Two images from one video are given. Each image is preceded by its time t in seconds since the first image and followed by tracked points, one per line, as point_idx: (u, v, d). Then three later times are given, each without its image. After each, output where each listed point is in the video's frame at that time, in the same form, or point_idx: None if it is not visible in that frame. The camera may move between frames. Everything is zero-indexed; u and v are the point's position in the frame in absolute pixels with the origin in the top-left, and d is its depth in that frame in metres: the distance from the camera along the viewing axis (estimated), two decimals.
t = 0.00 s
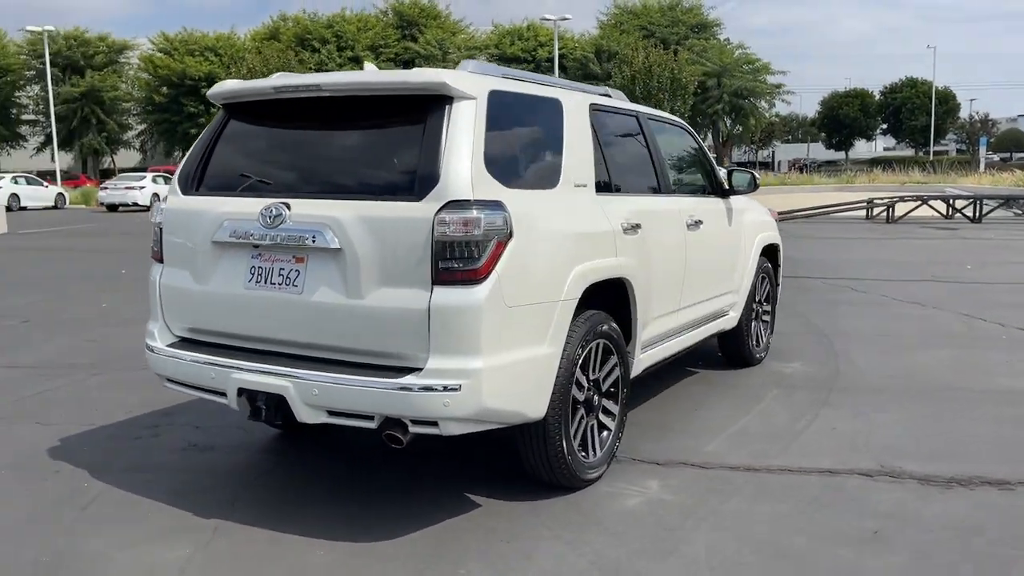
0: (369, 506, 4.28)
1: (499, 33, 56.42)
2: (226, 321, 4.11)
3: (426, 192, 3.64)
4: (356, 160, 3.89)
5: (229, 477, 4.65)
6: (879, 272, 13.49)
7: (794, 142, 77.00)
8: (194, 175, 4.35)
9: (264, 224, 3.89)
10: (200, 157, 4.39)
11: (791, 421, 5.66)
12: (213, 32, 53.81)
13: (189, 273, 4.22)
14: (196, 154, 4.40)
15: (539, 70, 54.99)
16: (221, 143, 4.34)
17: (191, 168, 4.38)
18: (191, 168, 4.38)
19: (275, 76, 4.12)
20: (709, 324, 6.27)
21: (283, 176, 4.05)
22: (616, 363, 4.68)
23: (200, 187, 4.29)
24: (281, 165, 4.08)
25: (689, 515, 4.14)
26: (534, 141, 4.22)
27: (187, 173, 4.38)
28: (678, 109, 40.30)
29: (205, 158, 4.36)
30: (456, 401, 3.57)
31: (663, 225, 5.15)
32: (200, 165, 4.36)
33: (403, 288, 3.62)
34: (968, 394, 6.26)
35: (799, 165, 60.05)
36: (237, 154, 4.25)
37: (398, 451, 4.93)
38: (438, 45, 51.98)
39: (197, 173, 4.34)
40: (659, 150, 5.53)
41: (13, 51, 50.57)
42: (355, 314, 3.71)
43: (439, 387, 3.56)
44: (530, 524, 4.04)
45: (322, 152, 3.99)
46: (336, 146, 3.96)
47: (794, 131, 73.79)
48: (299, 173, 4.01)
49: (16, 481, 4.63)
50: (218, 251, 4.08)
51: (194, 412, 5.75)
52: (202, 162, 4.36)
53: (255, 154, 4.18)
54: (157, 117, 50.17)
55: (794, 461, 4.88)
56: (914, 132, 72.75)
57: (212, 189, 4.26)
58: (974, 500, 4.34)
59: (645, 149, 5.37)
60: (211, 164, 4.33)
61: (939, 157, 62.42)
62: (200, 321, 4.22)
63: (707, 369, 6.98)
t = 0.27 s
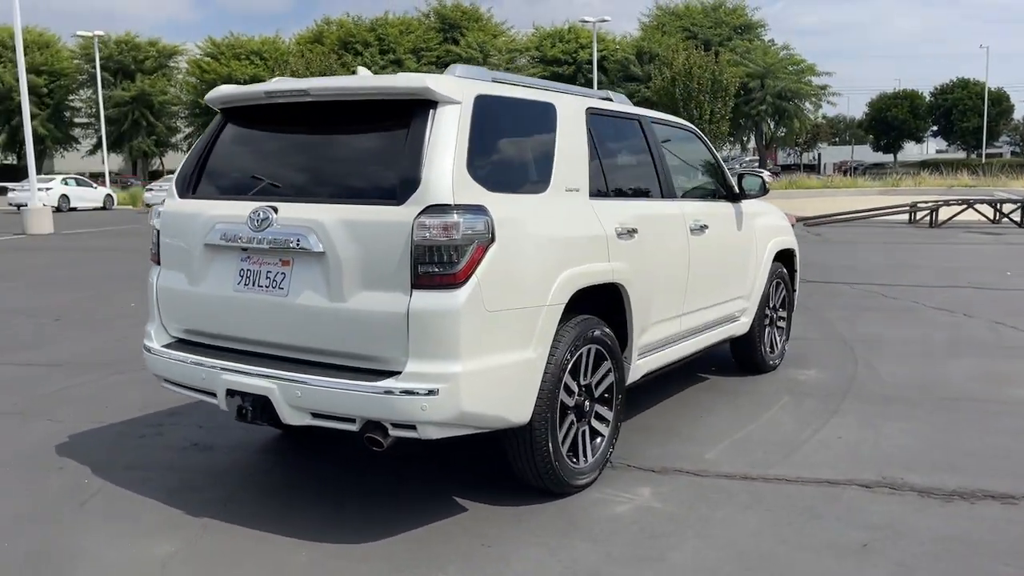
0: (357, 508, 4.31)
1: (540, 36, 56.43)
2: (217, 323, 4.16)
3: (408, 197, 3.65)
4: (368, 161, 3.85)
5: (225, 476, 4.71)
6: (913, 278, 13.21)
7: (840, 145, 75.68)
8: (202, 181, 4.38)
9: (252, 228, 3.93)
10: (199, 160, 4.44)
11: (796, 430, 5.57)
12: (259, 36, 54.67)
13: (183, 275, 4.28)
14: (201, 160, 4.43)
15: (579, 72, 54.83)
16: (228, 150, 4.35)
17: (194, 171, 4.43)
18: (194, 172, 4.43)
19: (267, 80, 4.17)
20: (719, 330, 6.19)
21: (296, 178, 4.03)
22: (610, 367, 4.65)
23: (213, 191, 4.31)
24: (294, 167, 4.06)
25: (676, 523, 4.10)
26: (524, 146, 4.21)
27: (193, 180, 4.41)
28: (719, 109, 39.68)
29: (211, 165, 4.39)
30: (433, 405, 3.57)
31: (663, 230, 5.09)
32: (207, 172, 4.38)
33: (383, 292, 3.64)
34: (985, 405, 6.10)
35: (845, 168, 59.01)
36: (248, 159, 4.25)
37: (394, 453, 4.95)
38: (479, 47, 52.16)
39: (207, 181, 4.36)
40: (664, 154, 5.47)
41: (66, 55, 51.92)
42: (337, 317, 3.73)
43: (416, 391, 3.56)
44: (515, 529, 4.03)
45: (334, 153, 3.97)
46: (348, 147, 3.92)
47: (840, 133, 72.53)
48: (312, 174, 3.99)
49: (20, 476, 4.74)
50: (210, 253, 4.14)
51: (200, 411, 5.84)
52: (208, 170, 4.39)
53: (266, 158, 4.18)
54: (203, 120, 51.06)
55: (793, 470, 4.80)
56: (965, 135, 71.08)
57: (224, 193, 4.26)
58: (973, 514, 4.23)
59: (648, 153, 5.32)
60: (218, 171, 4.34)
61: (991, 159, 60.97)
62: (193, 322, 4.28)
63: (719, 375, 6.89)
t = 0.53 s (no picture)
0: (346, 500, 4.40)
1: (581, 37, 56.39)
2: (211, 317, 4.29)
3: (389, 195, 3.73)
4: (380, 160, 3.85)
5: (223, 465, 4.84)
6: (945, 282, 12.97)
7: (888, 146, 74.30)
8: (216, 179, 4.44)
9: (244, 224, 4.05)
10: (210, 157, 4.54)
11: (796, 432, 5.54)
12: (303, 38, 55.49)
13: (181, 270, 4.42)
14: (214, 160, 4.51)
15: (620, 73, 54.59)
16: (240, 149, 4.40)
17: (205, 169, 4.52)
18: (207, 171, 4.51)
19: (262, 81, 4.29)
20: (723, 330, 6.17)
21: (309, 175, 4.06)
22: (600, 365, 4.68)
23: (228, 189, 4.36)
24: (307, 164, 4.09)
25: (657, 521, 4.13)
26: (510, 146, 4.27)
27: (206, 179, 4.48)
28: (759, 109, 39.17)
29: (223, 165, 4.45)
30: (410, 399, 3.64)
31: (659, 230, 5.11)
32: (220, 171, 4.44)
33: (364, 288, 3.72)
34: (995, 409, 6.01)
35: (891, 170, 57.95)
36: (262, 157, 4.29)
37: (388, 447, 5.04)
38: (520, 49, 52.30)
39: (221, 179, 4.42)
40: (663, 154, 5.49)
41: (118, 58, 53.22)
42: (320, 312, 3.82)
43: (394, 385, 3.63)
44: (496, 523, 4.08)
45: (348, 151, 3.99)
46: (363, 145, 3.94)
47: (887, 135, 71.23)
48: (325, 172, 4.02)
49: (29, 462, 4.91)
50: (205, 249, 4.27)
51: (209, 403, 5.98)
52: (221, 169, 4.45)
53: (279, 156, 4.22)
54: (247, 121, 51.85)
55: (785, 471, 4.79)
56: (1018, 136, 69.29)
57: (239, 190, 4.31)
58: (962, 518, 4.19)
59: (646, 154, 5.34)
60: (231, 170, 4.39)
61: None
62: (190, 316, 4.41)
63: (727, 377, 6.87)
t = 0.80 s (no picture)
0: (337, 498, 4.45)
1: (621, 38, 56.14)
2: (207, 316, 4.37)
3: (374, 197, 3.78)
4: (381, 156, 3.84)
5: (223, 460, 4.92)
6: (979, 287, 12.68)
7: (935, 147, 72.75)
8: (228, 177, 4.47)
9: (237, 225, 4.12)
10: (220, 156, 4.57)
11: (799, 437, 5.47)
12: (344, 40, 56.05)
13: (180, 270, 4.51)
14: (225, 159, 4.54)
15: (659, 74, 54.18)
16: (253, 148, 4.41)
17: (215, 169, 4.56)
18: (220, 169, 4.54)
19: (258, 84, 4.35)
20: (729, 333, 6.12)
21: (319, 174, 4.06)
22: (593, 367, 4.68)
23: (241, 187, 4.37)
24: (318, 164, 4.10)
25: (644, 525, 4.11)
26: (500, 148, 4.30)
27: (217, 178, 4.52)
28: (799, 109, 38.58)
29: (236, 163, 4.47)
30: (391, 399, 3.67)
31: (657, 232, 5.09)
32: (233, 169, 4.46)
33: (348, 288, 3.76)
34: (1009, 418, 5.87)
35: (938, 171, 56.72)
36: (275, 156, 4.29)
37: (385, 446, 5.08)
38: (560, 49, 52.20)
39: (234, 177, 4.43)
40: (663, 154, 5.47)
41: (164, 60, 54.24)
42: (307, 312, 3.87)
43: (375, 384, 3.67)
44: (481, 523, 4.10)
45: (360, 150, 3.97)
46: (371, 143, 3.92)
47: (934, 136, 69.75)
48: (336, 171, 4.00)
49: (37, 455, 5.03)
50: (201, 249, 4.35)
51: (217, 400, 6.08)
52: (234, 167, 4.46)
53: (291, 155, 4.22)
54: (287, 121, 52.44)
55: (781, 477, 4.73)
56: None
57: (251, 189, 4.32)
58: (957, 528, 4.11)
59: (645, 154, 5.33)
60: (244, 169, 4.41)
61: None
62: (188, 315, 4.50)
63: (737, 381, 6.81)
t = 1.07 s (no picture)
0: (327, 493, 4.44)
1: (660, 37, 55.75)
2: (201, 310, 4.39)
3: (359, 191, 3.77)
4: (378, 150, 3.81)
5: (220, 453, 4.94)
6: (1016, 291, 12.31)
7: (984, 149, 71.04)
8: (238, 172, 4.40)
9: (229, 219, 4.14)
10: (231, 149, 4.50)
11: (806, 441, 5.35)
12: (384, 40, 56.47)
13: (176, 264, 4.54)
14: (237, 152, 4.46)
15: (699, 73, 53.65)
16: (264, 141, 4.33)
17: (226, 163, 4.50)
18: (231, 162, 4.47)
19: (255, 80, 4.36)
20: (739, 333, 6.01)
21: (329, 169, 3.96)
22: (588, 367, 4.62)
23: (250, 180, 4.30)
24: (328, 158, 4.00)
25: (632, 526, 4.04)
26: (493, 142, 4.25)
27: (227, 172, 4.46)
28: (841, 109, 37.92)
29: (247, 157, 4.40)
30: (373, 395, 3.65)
31: (659, 229, 5.02)
32: (244, 163, 4.39)
33: (333, 283, 3.75)
34: None
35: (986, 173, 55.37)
36: (283, 149, 4.21)
37: (382, 442, 5.07)
38: (598, 49, 51.98)
39: (244, 172, 4.36)
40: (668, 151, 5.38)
41: (208, 60, 55.13)
42: (294, 307, 3.87)
43: (357, 380, 3.65)
44: (467, 522, 4.06)
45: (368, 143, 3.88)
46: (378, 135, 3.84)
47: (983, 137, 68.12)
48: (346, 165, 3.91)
49: (41, 446, 5.10)
50: (196, 243, 4.38)
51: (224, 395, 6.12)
52: (245, 160, 4.39)
53: (299, 148, 4.13)
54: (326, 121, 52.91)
55: (781, 481, 4.62)
56: None
57: (259, 184, 4.24)
58: (958, 536, 3.97)
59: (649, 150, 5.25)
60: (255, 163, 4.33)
61: None
62: (184, 309, 4.53)
63: (749, 383, 6.68)
